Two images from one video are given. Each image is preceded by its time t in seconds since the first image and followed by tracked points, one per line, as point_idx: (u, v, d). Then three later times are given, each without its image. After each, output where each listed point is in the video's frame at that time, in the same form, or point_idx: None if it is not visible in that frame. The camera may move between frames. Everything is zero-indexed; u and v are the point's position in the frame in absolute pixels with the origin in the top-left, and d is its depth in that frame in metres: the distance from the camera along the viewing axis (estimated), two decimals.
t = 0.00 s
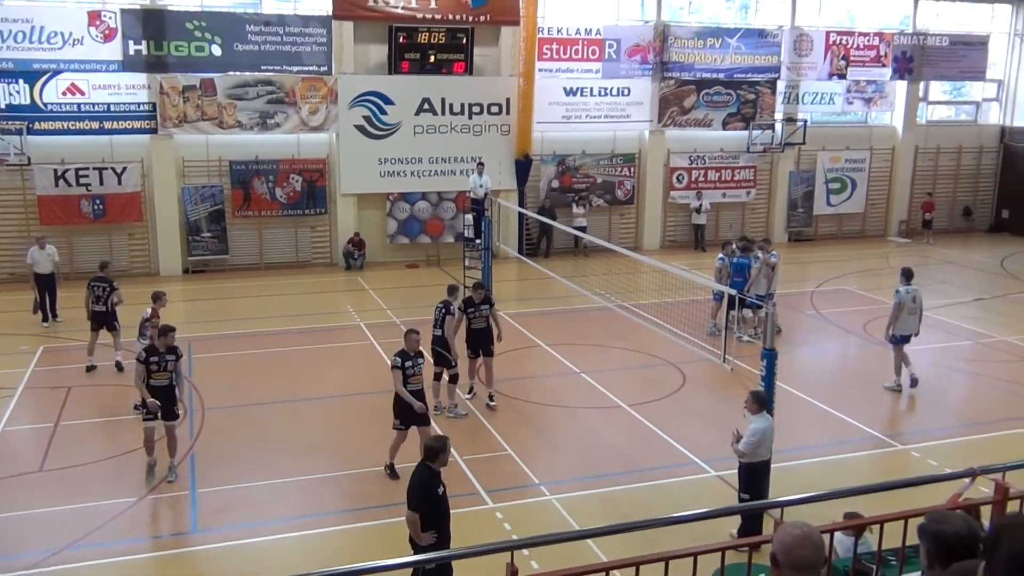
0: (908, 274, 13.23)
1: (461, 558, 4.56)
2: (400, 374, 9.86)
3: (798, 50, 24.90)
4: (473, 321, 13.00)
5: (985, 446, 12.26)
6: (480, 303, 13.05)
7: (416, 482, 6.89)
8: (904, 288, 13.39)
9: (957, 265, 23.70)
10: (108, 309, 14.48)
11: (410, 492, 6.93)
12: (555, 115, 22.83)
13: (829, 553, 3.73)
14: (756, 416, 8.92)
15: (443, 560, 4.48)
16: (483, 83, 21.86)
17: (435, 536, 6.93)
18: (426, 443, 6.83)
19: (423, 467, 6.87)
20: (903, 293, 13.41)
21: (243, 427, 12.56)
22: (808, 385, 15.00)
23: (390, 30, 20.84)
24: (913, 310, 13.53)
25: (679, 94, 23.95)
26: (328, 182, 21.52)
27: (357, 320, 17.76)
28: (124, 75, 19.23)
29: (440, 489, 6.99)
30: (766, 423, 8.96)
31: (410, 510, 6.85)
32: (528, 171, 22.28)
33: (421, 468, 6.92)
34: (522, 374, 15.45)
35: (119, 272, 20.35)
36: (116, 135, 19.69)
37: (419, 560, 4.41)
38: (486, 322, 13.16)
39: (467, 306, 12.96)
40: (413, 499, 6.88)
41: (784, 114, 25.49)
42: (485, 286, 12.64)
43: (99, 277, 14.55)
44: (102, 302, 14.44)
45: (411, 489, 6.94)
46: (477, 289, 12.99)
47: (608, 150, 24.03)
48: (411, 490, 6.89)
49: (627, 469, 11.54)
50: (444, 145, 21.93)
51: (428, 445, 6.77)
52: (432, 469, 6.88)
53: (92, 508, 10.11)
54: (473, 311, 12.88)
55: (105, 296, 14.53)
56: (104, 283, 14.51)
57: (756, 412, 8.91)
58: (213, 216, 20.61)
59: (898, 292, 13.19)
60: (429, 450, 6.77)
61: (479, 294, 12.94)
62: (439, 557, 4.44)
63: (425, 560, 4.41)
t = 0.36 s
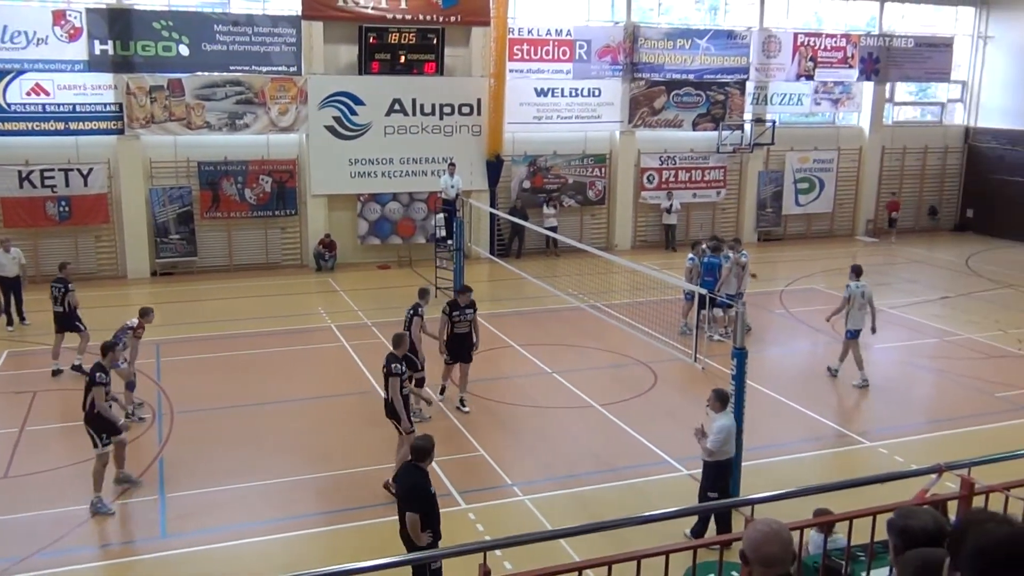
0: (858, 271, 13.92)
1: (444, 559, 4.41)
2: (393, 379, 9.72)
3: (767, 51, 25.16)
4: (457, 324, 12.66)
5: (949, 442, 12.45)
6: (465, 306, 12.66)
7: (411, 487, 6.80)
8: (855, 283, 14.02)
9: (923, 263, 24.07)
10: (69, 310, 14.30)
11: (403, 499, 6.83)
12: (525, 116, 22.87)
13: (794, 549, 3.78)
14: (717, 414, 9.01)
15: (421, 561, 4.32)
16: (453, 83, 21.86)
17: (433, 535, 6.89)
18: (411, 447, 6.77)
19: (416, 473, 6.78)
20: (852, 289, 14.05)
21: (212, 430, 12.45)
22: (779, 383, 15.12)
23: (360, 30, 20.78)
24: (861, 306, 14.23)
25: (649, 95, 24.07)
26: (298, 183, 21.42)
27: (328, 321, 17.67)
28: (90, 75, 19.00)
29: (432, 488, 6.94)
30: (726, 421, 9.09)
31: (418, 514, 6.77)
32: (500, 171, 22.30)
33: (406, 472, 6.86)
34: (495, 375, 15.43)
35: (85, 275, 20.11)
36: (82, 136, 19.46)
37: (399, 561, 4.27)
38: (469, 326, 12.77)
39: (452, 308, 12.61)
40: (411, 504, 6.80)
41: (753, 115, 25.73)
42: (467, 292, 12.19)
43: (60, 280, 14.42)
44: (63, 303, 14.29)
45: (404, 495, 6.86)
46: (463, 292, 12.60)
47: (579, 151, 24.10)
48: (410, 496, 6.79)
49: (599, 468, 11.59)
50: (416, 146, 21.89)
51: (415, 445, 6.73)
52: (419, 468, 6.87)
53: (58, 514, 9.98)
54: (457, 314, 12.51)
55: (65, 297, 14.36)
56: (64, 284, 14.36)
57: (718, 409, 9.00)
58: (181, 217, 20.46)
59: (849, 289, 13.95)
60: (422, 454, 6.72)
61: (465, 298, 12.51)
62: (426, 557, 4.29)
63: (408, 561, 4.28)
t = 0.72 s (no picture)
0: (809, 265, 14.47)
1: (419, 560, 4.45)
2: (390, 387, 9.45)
3: (736, 52, 25.36)
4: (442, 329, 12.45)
5: (915, 438, 12.62)
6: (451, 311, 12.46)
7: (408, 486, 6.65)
8: (806, 276, 14.59)
9: (891, 262, 24.37)
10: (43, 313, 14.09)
11: (401, 499, 6.62)
12: (496, 117, 22.90)
13: (764, 546, 3.80)
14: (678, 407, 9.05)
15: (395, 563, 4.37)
16: (424, 84, 21.85)
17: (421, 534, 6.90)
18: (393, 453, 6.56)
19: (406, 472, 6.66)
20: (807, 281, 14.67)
21: (182, 433, 12.32)
22: (749, 381, 15.23)
23: (330, 30, 20.72)
24: (813, 296, 14.80)
25: (620, 95, 24.17)
26: (268, 184, 21.30)
27: (300, 323, 17.56)
28: (55, 75, 18.81)
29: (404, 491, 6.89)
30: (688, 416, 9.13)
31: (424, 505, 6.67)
32: (471, 172, 22.31)
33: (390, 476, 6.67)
34: (468, 377, 15.34)
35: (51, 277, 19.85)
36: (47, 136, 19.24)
37: (372, 563, 4.32)
38: (454, 330, 12.60)
39: (438, 312, 12.41)
40: (409, 503, 6.63)
41: (723, 115, 25.92)
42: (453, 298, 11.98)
43: (36, 281, 14.23)
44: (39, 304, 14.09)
45: (397, 497, 6.62)
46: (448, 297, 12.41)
47: (551, 151, 24.15)
48: (412, 492, 6.65)
49: (572, 468, 11.61)
50: (387, 146, 21.84)
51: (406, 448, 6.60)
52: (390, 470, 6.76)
53: (24, 520, 9.83)
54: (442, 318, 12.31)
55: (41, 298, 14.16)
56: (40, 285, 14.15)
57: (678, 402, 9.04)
58: (150, 218, 20.30)
59: (801, 280, 14.40)
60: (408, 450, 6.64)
61: (450, 302, 12.35)
62: (398, 558, 4.32)
63: (380, 563, 4.31)
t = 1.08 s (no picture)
0: (760, 261, 14.79)
1: (392, 563, 4.42)
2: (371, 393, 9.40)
3: (710, 52, 25.53)
4: (436, 334, 12.22)
5: (887, 436, 12.75)
6: (443, 316, 12.17)
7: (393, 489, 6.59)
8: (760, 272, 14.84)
9: (864, 261, 24.60)
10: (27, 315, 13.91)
11: (389, 502, 6.55)
12: (472, 117, 22.90)
13: (740, 544, 3.81)
14: (650, 407, 9.10)
15: (368, 566, 4.33)
16: (400, 84, 21.85)
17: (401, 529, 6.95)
18: (374, 460, 6.52)
19: (388, 476, 6.62)
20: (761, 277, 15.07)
21: (155, 436, 12.19)
22: (725, 379, 15.32)
23: (304, 30, 20.66)
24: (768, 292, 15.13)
25: (595, 95, 24.24)
26: (242, 185, 21.19)
27: (275, 324, 17.44)
28: (25, 74, 18.62)
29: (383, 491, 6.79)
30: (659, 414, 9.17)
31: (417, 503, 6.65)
32: (447, 172, 22.30)
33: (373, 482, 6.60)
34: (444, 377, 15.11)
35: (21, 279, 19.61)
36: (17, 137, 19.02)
37: (344, 566, 4.28)
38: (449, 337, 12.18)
39: (431, 318, 12.10)
40: (396, 505, 6.58)
41: (698, 116, 26.09)
42: (444, 306, 11.62)
43: (23, 283, 14.05)
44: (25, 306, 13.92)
45: (383, 502, 6.55)
46: (440, 303, 12.06)
47: (526, 151, 24.18)
48: (399, 494, 6.59)
49: (549, 467, 11.61)
50: (362, 146, 21.79)
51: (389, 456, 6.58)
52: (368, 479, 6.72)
53: None
54: (433, 324, 12.02)
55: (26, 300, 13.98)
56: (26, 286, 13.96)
57: (651, 402, 9.10)
58: (122, 219, 20.12)
59: (755, 277, 14.66)
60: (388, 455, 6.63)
61: (442, 308, 12.03)
62: (371, 561, 4.29)
63: (351, 566, 4.28)
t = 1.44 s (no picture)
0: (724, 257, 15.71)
1: (370, 565, 4.38)
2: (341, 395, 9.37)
3: (688, 53, 25.68)
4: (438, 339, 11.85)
5: (864, 433, 12.87)
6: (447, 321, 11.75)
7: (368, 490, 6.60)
8: (722, 266, 15.75)
9: (841, 260, 24.79)
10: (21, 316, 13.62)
11: (364, 503, 6.54)
12: (451, 117, 22.88)
13: (722, 543, 3.83)
14: (628, 407, 9.12)
15: (345, 568, 4.28)
16: (379, 84, 21.83)
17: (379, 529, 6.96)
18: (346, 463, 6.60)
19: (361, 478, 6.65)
20: (721, 271, 15.96)
21: (132, 439, 12.09)
22: (704, 378, 15.40)
23: (282, 29, 20.61)
24: (727, 287, 15.97)
25: (574, 96, 24.29)
26: (220, 185, 21.08)
27: (253, 326, 17.34)
28: None
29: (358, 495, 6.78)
30: (638, 415, 9.16)
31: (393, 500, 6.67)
32: (427, 172, 22.30)
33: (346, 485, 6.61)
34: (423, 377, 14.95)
35: None
36: None
37: (319, 569, 4.24)
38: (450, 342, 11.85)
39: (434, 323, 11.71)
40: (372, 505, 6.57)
41: (676, 116, 26.23)
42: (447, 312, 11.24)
43: (17, 283, 13.67)
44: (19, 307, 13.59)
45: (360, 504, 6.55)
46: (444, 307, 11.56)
47: (506, 151, 24.19)
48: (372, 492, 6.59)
49: (529, 468, 11.60)
50: (341, 146, 21.72)
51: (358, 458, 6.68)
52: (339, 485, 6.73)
53: None
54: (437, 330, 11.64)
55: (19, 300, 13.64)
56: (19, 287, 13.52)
57: (631, 402, 9.12)
58: (98, 220, 19.96)
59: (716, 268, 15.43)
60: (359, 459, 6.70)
61: (445, 314, 11.57)
62: (349, 563, 4.24)
63: (329, 569, 4.24)
